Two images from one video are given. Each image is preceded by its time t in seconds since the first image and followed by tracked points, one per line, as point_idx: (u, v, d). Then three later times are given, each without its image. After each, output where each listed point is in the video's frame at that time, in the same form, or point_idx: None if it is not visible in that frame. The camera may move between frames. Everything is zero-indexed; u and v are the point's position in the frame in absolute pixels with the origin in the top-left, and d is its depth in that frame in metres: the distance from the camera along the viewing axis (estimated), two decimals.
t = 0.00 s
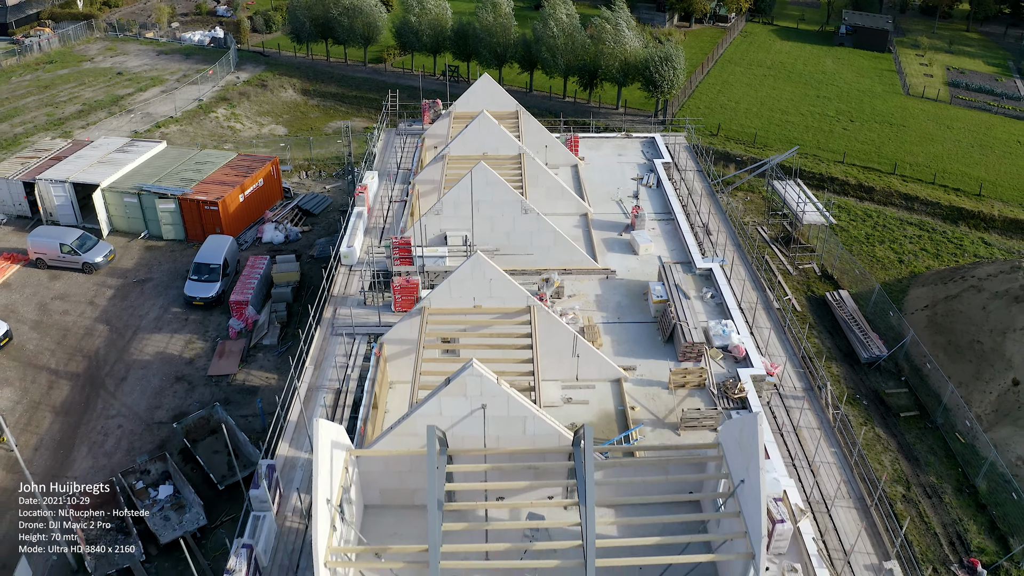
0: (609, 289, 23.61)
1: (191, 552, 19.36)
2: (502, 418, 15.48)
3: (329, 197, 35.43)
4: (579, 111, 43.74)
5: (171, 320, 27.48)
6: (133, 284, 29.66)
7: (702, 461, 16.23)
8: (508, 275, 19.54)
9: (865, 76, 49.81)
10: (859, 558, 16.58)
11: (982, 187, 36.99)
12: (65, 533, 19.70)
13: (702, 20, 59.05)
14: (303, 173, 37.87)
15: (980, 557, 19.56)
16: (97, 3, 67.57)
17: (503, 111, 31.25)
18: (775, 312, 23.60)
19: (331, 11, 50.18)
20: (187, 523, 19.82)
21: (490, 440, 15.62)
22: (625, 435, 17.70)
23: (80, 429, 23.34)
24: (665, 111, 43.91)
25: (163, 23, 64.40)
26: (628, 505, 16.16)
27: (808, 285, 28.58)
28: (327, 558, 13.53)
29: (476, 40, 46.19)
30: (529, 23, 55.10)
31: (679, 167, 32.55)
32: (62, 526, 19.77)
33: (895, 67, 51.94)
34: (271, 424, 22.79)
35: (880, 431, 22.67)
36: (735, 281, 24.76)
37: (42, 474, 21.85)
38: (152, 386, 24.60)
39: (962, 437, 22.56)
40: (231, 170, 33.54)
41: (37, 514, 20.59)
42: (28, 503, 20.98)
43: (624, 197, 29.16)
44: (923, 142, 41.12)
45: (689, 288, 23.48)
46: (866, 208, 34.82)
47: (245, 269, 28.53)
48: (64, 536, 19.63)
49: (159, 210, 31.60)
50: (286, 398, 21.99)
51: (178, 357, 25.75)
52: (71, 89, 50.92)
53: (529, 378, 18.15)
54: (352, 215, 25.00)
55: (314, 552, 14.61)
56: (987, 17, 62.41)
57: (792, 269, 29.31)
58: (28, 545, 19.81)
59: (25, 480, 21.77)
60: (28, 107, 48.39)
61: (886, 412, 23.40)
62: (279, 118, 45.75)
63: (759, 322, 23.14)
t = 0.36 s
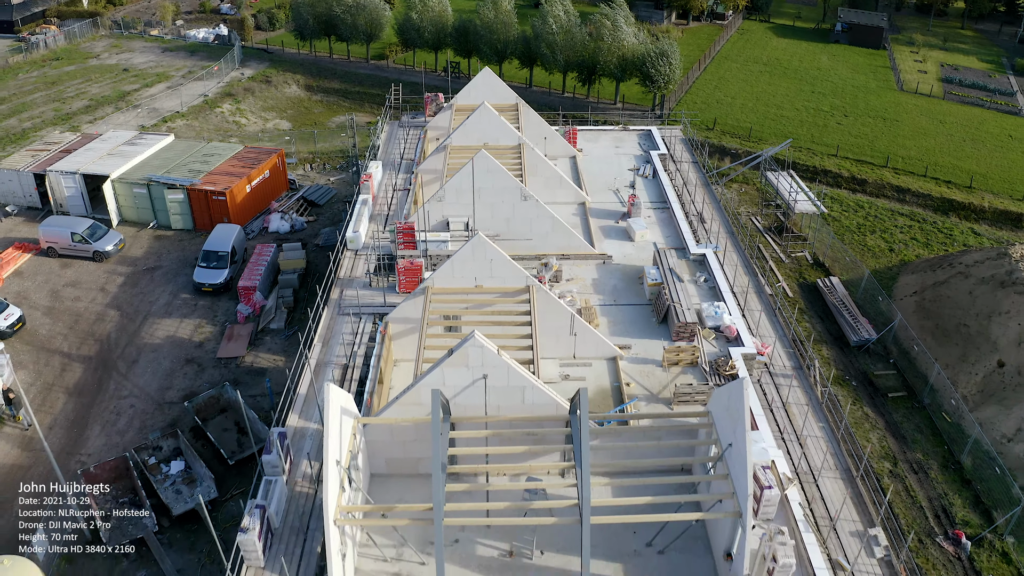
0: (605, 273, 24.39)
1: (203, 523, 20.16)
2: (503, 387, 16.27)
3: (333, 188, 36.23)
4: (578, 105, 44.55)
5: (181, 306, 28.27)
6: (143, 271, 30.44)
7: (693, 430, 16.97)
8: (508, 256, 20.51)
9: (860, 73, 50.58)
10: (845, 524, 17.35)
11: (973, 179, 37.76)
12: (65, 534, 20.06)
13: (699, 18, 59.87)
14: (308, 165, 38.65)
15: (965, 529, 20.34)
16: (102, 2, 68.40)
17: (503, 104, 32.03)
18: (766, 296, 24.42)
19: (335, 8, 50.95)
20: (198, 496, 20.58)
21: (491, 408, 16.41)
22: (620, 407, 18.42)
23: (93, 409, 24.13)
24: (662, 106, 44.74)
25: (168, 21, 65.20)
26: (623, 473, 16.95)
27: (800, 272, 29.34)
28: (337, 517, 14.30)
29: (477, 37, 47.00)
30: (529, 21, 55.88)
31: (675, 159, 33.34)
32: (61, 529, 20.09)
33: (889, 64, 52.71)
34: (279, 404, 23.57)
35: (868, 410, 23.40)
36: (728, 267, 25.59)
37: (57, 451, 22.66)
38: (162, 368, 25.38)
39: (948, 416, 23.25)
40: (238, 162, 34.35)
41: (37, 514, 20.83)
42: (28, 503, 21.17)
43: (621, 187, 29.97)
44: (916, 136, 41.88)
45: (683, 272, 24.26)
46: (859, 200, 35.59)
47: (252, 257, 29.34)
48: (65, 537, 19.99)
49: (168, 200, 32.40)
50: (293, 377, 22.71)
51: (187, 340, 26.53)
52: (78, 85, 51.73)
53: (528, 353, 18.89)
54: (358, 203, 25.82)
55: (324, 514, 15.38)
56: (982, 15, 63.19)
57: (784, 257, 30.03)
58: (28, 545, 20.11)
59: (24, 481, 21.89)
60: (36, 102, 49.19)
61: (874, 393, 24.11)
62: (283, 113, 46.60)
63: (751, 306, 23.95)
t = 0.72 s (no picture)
0: (602, 257, 25.22)
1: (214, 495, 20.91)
2: (503, 358, 17.09)
3: (338, 179, 37.07)
4: (577, 100, 45.35)
5: (190, 291, 29.07)
6: (153, 259, 31.23)
7: (685, 399, 17.75)
8: (508, 237, 21.30)
9: (854, 69, 51.39)
10: (831, 492, 18.10)
11: (964, 172, 38.54)
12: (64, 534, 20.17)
13: (697, 16, 60.68)
14: (312, 158, 39.46)
15: (950, 501, 21.08)
16: None
17: (503, 96, 32.84)
18: (757, 280, 25.25)
19: (338, 5, 51.74)
20: (209, 469, 21.32)
21: (492, 378, 17.24)
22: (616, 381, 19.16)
23: (106, 388, 25.00)
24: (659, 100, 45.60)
25: (172, 18, 66.01)
26: (618, 441, 17.76)
27: (793, 259, 30.12)
28: (346, 477, 15.06)
29: (478, 33, 47.82)
30: (529, 18, 56.73)
31: (671, 150, 34.18)
32: (66, 516, 20.53)
33: (884, 60, 53.52)
34: (287, 383, 24.38)
35: (857, 389, 24.14)
36: (721, 252, 26.42)
37: (71, 428, 23.57)
38: (173, 350, 26.18)
39: (935, 395, 24.04)
40: (244, 153, 35.18)
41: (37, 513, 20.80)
42: (28, 504, 21.21)
43: (618, 176, 30.79)
44: (908, 130, 42.67)
45: (677, 257, 25.10)
46: (851, 191, 36.38)
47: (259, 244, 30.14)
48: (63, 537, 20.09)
49: (177, 190, 33.22)
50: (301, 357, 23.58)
51: (197, 324, 27.33)
52: (84, 81, 52.53)
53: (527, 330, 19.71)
54: (363, 189, 26.64)
55: (333, 477, 16.16)
56: (976, 13, 64.02)
57: (777, 245, 30.81)
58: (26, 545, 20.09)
59: (25, 481, 21.87)
60: (44, 98, 49.99)
61: (863, 373, 24.88)
62: (287, 108, 47.44)
63: (743, 289, 24.77)
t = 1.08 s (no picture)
0: (599, 242, 26.09)
1: (226, 467, 21.68)
2: (504, 330, 18.08)
3: (342, 170, 37.92)
4: (576, 95, 46.21)
5: (200, 277, 29.91)
6: (162, 247, 32.04)
7: (677, 369, 18.62)
8: (508, 219, 22.21)
9: (849, 64, 52.25)
10: (818, 461, 18.92)
11: (955, 164, 39.39)
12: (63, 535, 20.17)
13: (694, 13, 61.56)
14: (317, 151, 40.32)
15: (935, 474, 21.86)
16: None
17: (503, 88, 33.68)
18: (749, 264, 26.11)
19: (341, 2, 52.57)
20: (221, 444, 22.11)
21: (493, 349, 18.23)
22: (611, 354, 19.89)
23: (119, 368, 25.71)
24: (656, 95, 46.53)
25: (177, 16, 66.90)
26: (614, 412, 18.59)
27: (785, 246, 30.93)
28: (355, 441, 15.92)
29: (478, 29, 48.65)
30: (529, 15, 57.56)
31: (667, 141, 35.03)
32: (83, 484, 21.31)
33: (878, 56, 54.38)
34: (295, 363, 25.22)
35: (846, 369, 24.93)
36: (715, 238, 27.29)
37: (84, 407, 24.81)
38: (184, 332, 27.02)
39: (922, 374, 24.83)
40: (251, 145, 36.03)
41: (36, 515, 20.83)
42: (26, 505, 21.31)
43: (615, 166, 31.65)
44: (901, 124, 43.51)
45: (672, 242, 25.96)
46: (843, 182, 37.22)
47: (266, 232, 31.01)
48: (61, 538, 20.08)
49: (185, 180, 34.06)
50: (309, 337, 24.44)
51: (207, 308, 28.17)
52: (91, 76, 53.38)
53: (527, 307, 20.60)
54: (368, 176, 27.54)
55: (342, 443, 16.99)
56: (970, 10, 64.87)
57: (770, 233, 31.62)
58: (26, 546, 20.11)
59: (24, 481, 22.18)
60: (51, 93, 50.83)
61: (852, 353, 25.70)
62: (291, 103, 48.31)
63: (735, 272, 25.64)
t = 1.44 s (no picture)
0: (596, 227, 26.94)
1: (236, 440, 22.50)
2: (505, 304, 19.09)
3: (346, 161, 38.76)
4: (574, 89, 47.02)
5: (209, 262, 30.77)
6: (171, 234, 32.88)
7: (670, 342, 19.46)
8: (509, 201, 23.24)
9: (843, 60, 53.11)
10: (805, 431, 19.76)
11: (946, 156, 40.23)
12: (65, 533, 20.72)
13: (691, 10, 62.41)
14: (321, 143, 41.16)
15: (921, 447, 22.65)
16: None
17: (504, 80, 34.52)
18: (742, 249, 26.98)
19: None
20: (232, 418, 22.90)
21: (495, 322, 19.22)
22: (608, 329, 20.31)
23: (132, 347, 26.46)
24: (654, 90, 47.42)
25: (181, 13, 67.80)
26: (610, 383, 19.45)
27: (778, 233, 31.77)
28: (364, 405, 16.80)
29: (479, 25, 49.47)
30: (529, 11, 58.39)
31: (663, 132, 35.88)
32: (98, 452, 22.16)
33: (873, 52, 55.23)
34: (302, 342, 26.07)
35: (835, 348, 25.76)
36: (710, 225, 28.18)
37: (96, 386, 25.80)
38: (194, 314, 27.87)
39: (909, 354, 25.63)
40: (257, 136, 36.88)
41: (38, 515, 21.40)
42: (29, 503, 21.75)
43: (613, 155, 32.50)
44: (894, 118, 44.34)
45: (667, 226, 26.83)
46: (836, 172, 38.05)
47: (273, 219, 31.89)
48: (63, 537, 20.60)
49: (194, 170, 34.92)
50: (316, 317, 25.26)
51: (216, 291, 29.03)
52: (98, 72, 54.22)
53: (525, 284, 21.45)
54: (373, 164, 28.45)
55: (351, 409, 17.84)
56: (964, 7, 65.75)
57: (763, 221, 32.46)
58: (29, 545, 20.63)
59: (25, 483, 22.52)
60: (59, 88, 51.69)
61: (841, 334, 26.54)
62: (296, 98, 49.17)
63: (728, 256, 26.51)
